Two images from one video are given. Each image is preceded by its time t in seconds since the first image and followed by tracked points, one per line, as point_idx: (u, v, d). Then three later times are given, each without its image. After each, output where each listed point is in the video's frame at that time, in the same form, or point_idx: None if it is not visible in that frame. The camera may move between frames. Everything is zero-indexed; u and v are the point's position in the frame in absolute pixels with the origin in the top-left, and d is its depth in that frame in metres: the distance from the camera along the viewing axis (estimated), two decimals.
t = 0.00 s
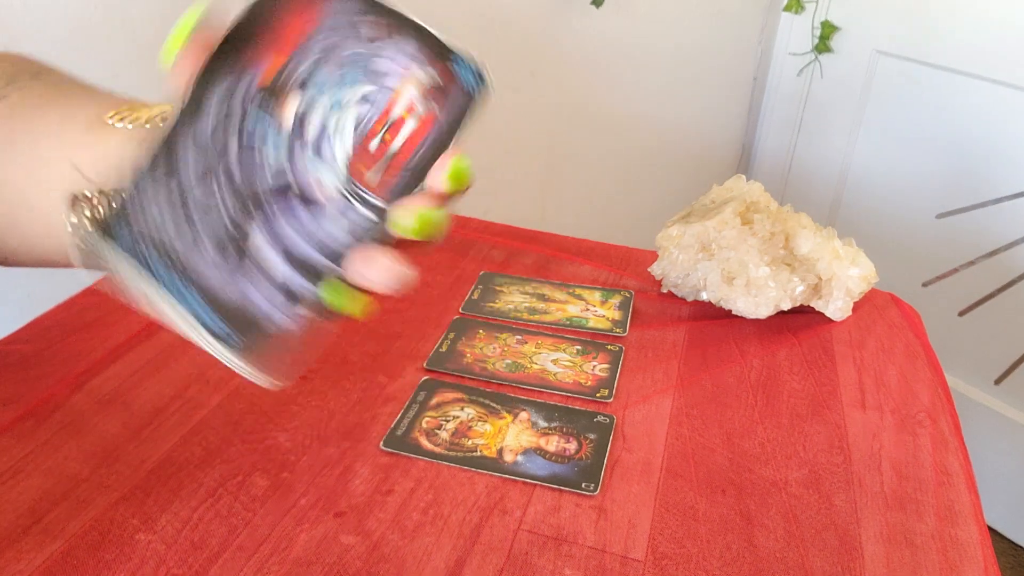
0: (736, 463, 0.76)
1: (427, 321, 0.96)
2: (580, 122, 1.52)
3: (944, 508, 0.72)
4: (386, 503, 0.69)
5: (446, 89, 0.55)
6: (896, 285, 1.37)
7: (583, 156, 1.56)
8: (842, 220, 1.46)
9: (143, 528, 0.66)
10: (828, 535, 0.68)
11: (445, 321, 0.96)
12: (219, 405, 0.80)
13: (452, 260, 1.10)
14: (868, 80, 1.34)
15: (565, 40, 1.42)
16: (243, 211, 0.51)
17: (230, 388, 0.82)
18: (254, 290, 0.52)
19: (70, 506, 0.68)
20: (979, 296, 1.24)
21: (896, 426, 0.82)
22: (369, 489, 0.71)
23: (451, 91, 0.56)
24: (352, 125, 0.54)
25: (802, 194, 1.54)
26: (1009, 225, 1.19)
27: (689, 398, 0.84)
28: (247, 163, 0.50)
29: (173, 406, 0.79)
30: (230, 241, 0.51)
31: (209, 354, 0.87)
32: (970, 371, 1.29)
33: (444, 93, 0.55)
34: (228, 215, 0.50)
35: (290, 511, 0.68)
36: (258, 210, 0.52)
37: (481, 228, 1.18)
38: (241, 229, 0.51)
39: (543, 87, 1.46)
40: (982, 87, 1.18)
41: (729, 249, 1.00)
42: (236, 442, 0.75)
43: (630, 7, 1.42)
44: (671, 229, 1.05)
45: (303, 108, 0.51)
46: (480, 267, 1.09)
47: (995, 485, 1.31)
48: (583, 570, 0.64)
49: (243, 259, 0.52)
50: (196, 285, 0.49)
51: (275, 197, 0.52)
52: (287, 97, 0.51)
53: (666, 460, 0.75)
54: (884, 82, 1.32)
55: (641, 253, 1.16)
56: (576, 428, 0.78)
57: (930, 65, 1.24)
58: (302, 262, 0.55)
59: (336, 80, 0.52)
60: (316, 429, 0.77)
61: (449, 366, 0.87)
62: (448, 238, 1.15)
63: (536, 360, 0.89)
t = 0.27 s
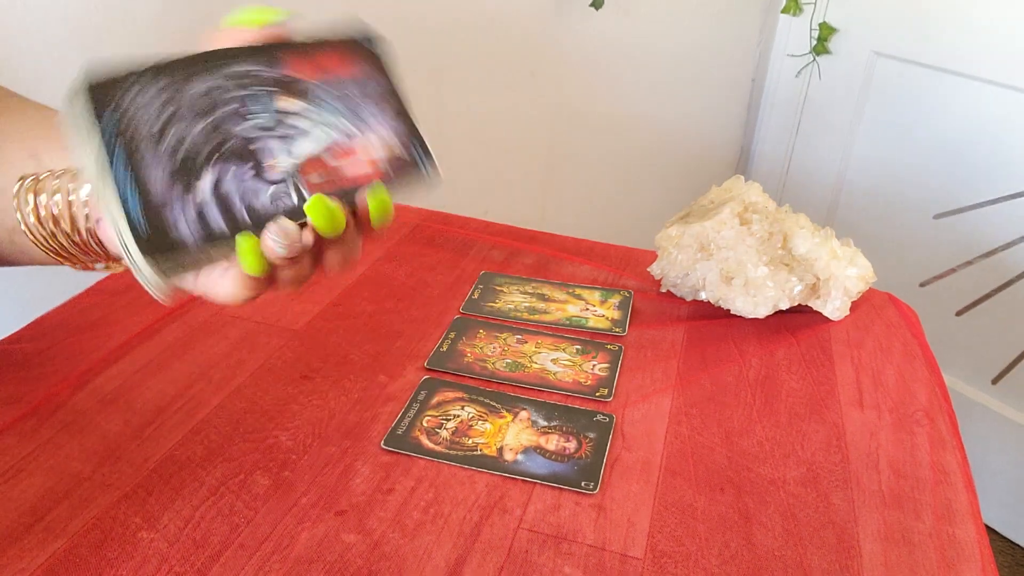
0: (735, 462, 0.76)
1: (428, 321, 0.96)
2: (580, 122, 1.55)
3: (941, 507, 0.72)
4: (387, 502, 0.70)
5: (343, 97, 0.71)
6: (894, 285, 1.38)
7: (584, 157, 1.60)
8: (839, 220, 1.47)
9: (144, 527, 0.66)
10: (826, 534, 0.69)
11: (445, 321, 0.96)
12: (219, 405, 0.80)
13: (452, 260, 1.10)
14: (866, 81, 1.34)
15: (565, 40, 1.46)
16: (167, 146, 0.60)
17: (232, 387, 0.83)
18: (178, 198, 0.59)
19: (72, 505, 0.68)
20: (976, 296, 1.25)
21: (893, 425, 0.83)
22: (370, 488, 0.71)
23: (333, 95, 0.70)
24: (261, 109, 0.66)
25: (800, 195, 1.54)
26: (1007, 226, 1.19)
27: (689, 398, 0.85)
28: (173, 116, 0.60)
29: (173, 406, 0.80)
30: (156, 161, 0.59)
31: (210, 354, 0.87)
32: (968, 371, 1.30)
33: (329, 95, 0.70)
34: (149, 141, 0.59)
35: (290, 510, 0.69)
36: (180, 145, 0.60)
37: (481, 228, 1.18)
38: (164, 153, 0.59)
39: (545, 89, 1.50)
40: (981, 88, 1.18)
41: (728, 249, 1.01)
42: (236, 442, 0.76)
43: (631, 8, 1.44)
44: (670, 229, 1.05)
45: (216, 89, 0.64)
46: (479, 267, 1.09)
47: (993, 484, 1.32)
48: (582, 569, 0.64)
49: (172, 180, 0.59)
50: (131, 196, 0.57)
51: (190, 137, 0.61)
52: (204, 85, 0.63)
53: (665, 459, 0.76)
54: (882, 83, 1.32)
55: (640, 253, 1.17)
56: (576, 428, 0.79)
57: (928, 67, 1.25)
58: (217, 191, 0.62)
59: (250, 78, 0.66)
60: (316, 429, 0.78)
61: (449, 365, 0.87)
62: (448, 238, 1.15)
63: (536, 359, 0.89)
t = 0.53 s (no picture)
0: (735, 462, 0.76)
1: (428, 321, 0.96)
2: (580, 123, 1.56)
3: (941, 507, 0.72)
4: (387, 502, 0.70)
5: (197, 169, 0.71)
6: (894, 285, 1.38)
7: (583, 157, 1.60)
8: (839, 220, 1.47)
9: (144, 527, 0.66)
10: (826, 534, 0.69)
11: (445, 321, 0.96)
12: (219, 405, 0.80)
13: (452, 260, 1.10)
14: (866, 81, 1.34)
15: (565, 40, 1.47)
16: (130, 295, 0.71)
17: (231, 388, 0.83)
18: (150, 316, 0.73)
19: (71, 505, 0.68)
20: (976, 296, 1.25)
21: (893, 425, 0.83)
22: (370, 488, 0.71)
23: (206, 168, 0.71)
24: (173, 214, 0.71)
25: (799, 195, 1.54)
26: (1006, 226, 1.19)
27: (689, 398, 0.85)
28: (121, 267, 0.70)
29: (173, 406, 0.80)
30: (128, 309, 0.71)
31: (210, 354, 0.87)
32: (967, 371, 1.30)
33: (204, 174, 0.71)
34: (128, 297, 0.71)
35: (290, 510, 0.69)
36: (146, 286, 0.72)
37: (481, 228, 1.18)
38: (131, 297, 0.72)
39: (545, 89, 1.52)
40: (981, 88, 1.18)
41: (728, 249, 1.00)
42: (236, 442, 0.76)
43: (630, 9, 1.45)
44: (670, 228, 1.04)
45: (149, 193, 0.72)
46: (479, 267, 1.09)
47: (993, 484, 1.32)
48: (583, 569, 0.64)
49: (139, 317, 0.72)
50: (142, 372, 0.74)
51: (148, 271, 0.72)
52: (122, 229, 0.69)
53: (665, 459, 0.76)
54: (882, 83, 1.32)
55: (640, 253, 1.17)
56: (576, 428, 0.79)
57: (928, 67, 1.25)
58: (175, 307, 0.74)
59: (141, 194, 0.69)
60: (317, 429, 0.78)
61: (449, 365, 0.87)
62: (448, 238, 1.15)
63: (536, 359, 0.89)
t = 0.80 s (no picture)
0: (735, 462, 0.76)
1: (428, 321, 0.96)
2: (580, 123, 1.56)
3: (941, 507, 0.72)
4: (387, 502, 0.70)
5: (251, 221, 0.77)
6: (893, 285, 1.38)
7: (583, 156, 1.60)
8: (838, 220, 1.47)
9: (144, 527, 0.66)
10: (826, 533, 0.69)
11: (445, 321, 0.96)
12: (219, 405, 0.80)
13: (453, 259, 1.10)
14: (866, 81, 1.34)
15: (565, 39, 1.47)
16: (171, 324, 0.76)
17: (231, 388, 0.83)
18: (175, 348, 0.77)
19: (71, 505, 0.68)
20: (976, 296, 1.25)
21: (893, 425, 0.83)
22: (370, 488, 0.71)
23: (261, 218, 0.77)
24: (225, 256, 0.76)
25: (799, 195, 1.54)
26: (1006, 225, 1.19)
27: (689, 398, 0.85)
28: (172, 298, 0.75)
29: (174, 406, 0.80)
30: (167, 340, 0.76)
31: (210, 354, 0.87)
32: (967, 370, 1.30)
33: (258, 224, 0.77)
34: (168, 327, 0.76)
35: (290, 510, 0.69)
36: (188, 316, 0.76)
37: (481, 228, 1.18)
38: (169, 327, 0.76)
39: (545, 89, 1.52)
40: (981, 88, 1.18)
41: (728, 249, 1.00)
42: (236, 442, 0.76)
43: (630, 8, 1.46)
44: (670, 228, 1.04)
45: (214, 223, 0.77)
46: (480, 267, 1.09)
47: (993, 484, 1.32)
48: (582, 569, 0.64)
49: (174, 347, 0.76)
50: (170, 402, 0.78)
51: (190, 304, 0.76)
52: (183, 264, 0.74)
53: (665, 459, 0.76)
54: (882, 82, 1.32)
55: (641, 253, 1.17)
56: (576, 428, 0.79)
57: (927, 66, 1.25)
58: (205, 341, 0.78)
59: (204, 235, 0.74)
60: (316, 429, 0.78)
61: (449, 365, 0.87)
62: (448, 238, 1.15)
63: (536, 359, 0.89)
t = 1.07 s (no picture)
0: (735, 462, 0.76)
1: (428, 321, 0.96)
2: (580, 123, 1.56)
3: (941, 507, 0.72)
4: (387, 502, 0.70)
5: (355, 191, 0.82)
6: (894, 285, 1.37)
7: (583, 156, 1.60)
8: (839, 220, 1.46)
9: (144, 527, 0.66)
10: (826, 533, 0.69)
11: (445, 321, 0.96)
12: (219, 405, 0.80)
13: (453, 259, 1.10)
14: (867, 80, 1.34)
15: (565, 40, 1.47)
16: (231, 233, 0.77)
17: (231, 388, 0.83)
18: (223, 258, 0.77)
19: (72, 504, 0.68)
20: (977, 295, 1.25)
21: (893, 425, 0.83)
22: (370, 488, 0.71)
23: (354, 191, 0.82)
24: (311, 205, 0.79)
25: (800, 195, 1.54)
26: (1007, 225, 1.19)
27: (689, 398, 0.85)
28: (249, 214, 0.77)
29: (173, 406, 0.80)
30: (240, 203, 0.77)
31: (210, 355, 0.87)
32: (968, 370, 1.30)
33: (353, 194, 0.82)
34: (227, 232, 0.77)
35: (290, 510, 0.69)
36: (257, 233, 0.77)
37: (481, 228, 1.18)
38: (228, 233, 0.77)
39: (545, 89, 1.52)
40: (981, 88, 1.18)
41: (728, 249, 1.00)
42: (236, 442, 0.76)
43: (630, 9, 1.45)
44: (670, 228, 1.04)
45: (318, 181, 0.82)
46: (480, 267, 1.09)
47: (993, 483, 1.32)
48: (583, 569, 0.64)
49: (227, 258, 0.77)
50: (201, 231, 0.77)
51: (262, 226, 0.77)
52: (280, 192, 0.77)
53: (665, 459, 0.76)
54: (882, 82, 1.32)
55: (641, 253, 1.16)
56: (576, 428, 0.79)
57: (928, 66, 1.24)
58: (256, 260, 0.78)
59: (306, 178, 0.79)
60: (316, 429, 0.78)
61: (449, 365, 0.87)
62: (448, 238, 1.15)
63: (536, 359, 0.89)
